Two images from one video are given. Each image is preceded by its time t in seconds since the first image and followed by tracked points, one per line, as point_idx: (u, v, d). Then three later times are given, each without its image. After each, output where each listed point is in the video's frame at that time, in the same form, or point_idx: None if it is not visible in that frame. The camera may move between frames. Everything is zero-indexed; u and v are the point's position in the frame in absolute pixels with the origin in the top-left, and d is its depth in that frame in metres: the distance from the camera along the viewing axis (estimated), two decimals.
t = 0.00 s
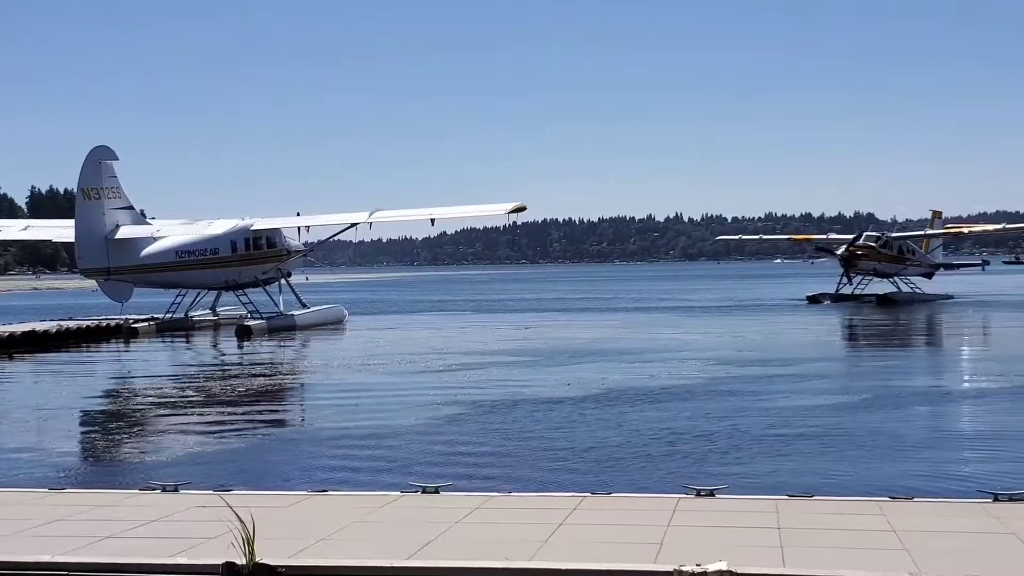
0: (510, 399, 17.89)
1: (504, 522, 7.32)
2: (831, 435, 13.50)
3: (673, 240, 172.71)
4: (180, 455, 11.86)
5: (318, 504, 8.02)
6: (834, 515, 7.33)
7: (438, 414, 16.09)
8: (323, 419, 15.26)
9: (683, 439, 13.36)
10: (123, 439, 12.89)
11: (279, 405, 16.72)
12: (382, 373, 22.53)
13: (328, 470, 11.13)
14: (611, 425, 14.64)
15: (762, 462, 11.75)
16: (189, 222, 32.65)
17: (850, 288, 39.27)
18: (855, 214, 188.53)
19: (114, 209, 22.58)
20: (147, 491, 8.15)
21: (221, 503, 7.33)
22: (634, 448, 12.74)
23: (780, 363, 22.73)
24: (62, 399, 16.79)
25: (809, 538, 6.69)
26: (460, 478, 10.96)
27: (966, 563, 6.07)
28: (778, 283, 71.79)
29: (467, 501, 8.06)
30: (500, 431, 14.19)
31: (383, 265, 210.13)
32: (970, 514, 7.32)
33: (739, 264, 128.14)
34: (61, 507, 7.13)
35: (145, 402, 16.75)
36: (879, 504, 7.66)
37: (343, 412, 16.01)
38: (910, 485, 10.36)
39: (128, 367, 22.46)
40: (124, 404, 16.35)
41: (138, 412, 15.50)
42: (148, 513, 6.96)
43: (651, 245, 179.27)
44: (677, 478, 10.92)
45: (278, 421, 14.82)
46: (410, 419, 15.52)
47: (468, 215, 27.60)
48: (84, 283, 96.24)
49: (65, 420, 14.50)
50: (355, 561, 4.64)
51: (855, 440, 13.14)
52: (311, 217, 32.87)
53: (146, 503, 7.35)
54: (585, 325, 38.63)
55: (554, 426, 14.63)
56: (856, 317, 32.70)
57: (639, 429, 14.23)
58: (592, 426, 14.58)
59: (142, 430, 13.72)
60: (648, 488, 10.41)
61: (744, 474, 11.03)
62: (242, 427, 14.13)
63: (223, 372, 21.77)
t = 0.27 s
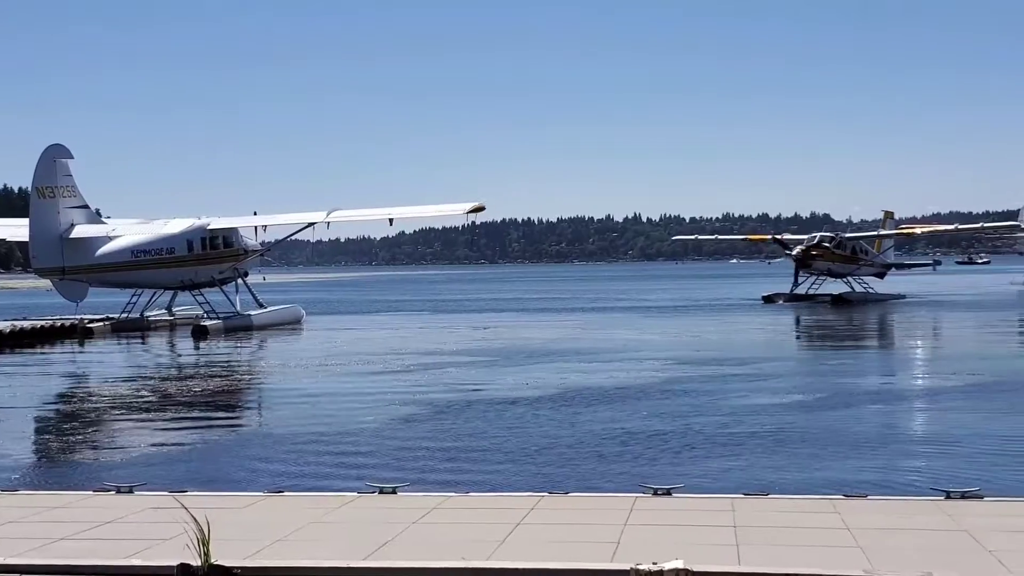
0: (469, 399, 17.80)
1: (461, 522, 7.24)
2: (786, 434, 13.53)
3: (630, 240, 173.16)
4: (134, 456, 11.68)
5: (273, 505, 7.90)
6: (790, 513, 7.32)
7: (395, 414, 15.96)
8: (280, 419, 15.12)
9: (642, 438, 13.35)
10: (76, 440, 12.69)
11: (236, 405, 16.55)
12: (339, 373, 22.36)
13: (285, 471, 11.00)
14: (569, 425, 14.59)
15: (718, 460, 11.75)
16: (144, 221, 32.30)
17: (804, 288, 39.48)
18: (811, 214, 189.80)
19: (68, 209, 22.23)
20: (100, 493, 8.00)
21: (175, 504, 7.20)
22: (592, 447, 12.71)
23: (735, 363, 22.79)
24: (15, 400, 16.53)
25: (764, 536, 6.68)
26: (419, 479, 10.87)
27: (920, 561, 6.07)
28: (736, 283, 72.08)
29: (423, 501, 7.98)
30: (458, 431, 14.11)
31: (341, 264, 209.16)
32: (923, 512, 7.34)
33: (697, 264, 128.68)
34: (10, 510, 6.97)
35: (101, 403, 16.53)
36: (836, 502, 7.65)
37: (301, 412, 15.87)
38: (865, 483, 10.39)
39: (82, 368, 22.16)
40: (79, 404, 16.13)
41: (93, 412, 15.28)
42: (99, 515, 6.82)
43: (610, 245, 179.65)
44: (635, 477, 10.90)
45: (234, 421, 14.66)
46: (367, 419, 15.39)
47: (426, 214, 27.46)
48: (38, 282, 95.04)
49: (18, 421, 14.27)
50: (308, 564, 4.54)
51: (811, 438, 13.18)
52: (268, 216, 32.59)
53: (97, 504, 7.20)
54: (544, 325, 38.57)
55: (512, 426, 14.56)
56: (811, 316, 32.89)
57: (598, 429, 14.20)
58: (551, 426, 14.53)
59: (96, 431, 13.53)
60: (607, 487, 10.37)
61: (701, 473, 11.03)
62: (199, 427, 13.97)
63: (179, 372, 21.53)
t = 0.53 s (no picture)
0: (431, 398, 17.72)
1: (422, 522, 7.17)
2: (746, 433, 13.56)
3: (590, 240, 173.48)
4: (93, 457, 11.52)
5: (233, 505, 7.80)
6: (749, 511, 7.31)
7: (355, 414, 15.86)
8: (239, 419, 14.99)
9: (602, 438, 13.33)
10: (33, 441, 12.50)
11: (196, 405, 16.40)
12: (299, 373, 22.19)
13: (245, 471, 10.87)
14: (530, 424, 14.55)
15: (678, 460, 11.75)
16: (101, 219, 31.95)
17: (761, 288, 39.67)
18: (770, 215, 190.94)
19: (27, 207, 21.89)
20: (55, 494, 7.86)
21: (132, 505, 7.08)
22: (553, 447, 12.67)
23: (693, 363, 22.85)
24: None
25: (724, 535, 6.66)
26: (380, 479, 10.79)
27: (879, 558, 6.07)
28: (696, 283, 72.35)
29: (383, 501, 7.90)
30: (418, 431, 14.03)
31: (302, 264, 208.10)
32: (882, 509, 7.35)
33: (657, 263, 129.11)
34: None
35: (57, 403, 16.30)
36: (795, 501, 7.65)
37: (261, 412, 15.73)
38: (824, 481, 10.42)
39: (39, 368, 21.87)
40: (36, 404, 15.92)
41: (50, 413, 15.07)
42: (55, 516, 6.69)
43: (572, 245, 179.90)
44: (595, 476, 10.87)
45: (193, 421, 14.53)
46: (327, 418, 15.28)
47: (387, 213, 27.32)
48: None
49: None
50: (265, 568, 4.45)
51: (770, 437, 13.21)
52: (227, 214, 32.32)
53: (52, 505, 7.07)
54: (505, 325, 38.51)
55: (474, 425, 14.49)
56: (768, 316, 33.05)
57: (559, 429, 14.17)
58: (512, 425, 14.49)
59: (53, 431, 13.33)
60: (569, 487, 10.33)
61: (662, 472, 11.02)
62: (158, 428, 13.81)
63: (137, 372, 21.29)
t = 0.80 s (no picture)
0: (398, 398, 17.70)
1: (390, 522, 7.16)
2: (713, 433, 13.62)
3: (559, 240, 173.63)
4: (58, 457, 11.45)
5: (199, 506, 7.75)
6: (716, 511, 7.34)
7: (323, 414, 15.82)
8: (205, 419, 14.93)
9: (570, 437, 13.35)
10: None
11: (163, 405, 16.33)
12: (267, 373, 22.12)
13: (211, 472, 10.84)
14: (498, 424, 14.57)
15: (645, 460, 11.79)
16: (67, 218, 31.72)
17: (728, 288, 39.83)
18: (738, 216, 191.96)
19: None
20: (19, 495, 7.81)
21: (98, 505, 7.03)
22: (521, 447, 12.68)
23: (660, 363, 22.91)
24: None
25: (690, 534, 6.68)
26: (347, 479, 10.77)
27: (844, 558, 6.11)
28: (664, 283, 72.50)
29: (351, 501, 7.88)
30: (384, 431, 14.00)
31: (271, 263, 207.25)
32: (848, 509, 7.39)
33: (626, 263, 129.42)
34: None
35: (22, 403, 16.20)
36: (760, 500, 7.68)
37: (228, 412, 15.68)
38: (788, 480, 10.49)
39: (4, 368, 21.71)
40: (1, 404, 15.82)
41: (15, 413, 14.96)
42: (20, 518, 6.63)
43: (541, 245, 180.04)
44: (563, 476, 10.89)
45: (161, 421, 14.48)
46: (295, 419, 15.23)
47: (355, 212, 27.23)
48: None
49: None
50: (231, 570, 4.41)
51: (736, 437, 13.27)
52: (195, 214, 32.15)
53: (16, 506, 7.01)
54: (474, 325, 38.50)
55: (442, 425, 14.49)
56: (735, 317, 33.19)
57: (528, 428, 14.18)
58: (481, 425, 14.49)
59: (18, 432, 13.25)
60: (535, 486, 10.35)
61: (629, 472, 11.05)
62: (124, 428, 13.75)
63: (104, 372, 21.16)
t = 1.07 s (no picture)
0: (369, 398, 17.68)
1: (361, 522, 7.17)
2: (682, 432, 13.67)
3: (530, 240, 173.73)
4: (26, 458, 11.39)
5: (169, 507, 7.73)
6: (686, 510, 7.38)
7: (293, 414, 15.78)
8: (176, 419, 14.88)
9: (540, 437, 13.38)
10: None
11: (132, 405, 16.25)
12: (238, 373, 22.05)
13: (181, 472, 10.81)
14: (469, 424, 14.58)
15: (615, 459, 11.82)
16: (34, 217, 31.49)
17: (698, 288, 39.94)
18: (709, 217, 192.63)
19: None
20: None
21: (67, 507, 7.01)
22: (492, 447, 12.70)
23: (630, 363, 22.96)
24: None
25: (661, 533, 6.72)
26: (318, 479, 10.77)
27: (813, 556, 6.16)
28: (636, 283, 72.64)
29: (323, 501, 7.88)
30: (355, 431, 13.99)
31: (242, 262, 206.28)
32: (816, 507, 7.46)
33: (598, 263, 129.61)
34: None
35: None
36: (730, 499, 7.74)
37: (198, 412, 15.64)
38: (758, 479, 10.57)
39: None
40: None
41: None
42: None
43: (513, 245, 180.03)
44: (534, 476, 10.91)
45: (130, 422, 14.42)
46: (265, 419, 15.19)
47: (326, 212, 27.20)
48: None
49: None
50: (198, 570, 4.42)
51: (705, 436, 13.33)
52: (164, 213, 31.99)
53: None
54: (445, 325, 38.47)
55: (413, 425, 14.49)
56: (705, 316, 33.30)
57: (498, 428, 14.20)
58: (451, 425, 14.50)
59: None
60: (506, 486, 10.38)
61: (599, 472, 11.08)
62: (93, 428, 13.68)
63: (72, 372, 21.02)
